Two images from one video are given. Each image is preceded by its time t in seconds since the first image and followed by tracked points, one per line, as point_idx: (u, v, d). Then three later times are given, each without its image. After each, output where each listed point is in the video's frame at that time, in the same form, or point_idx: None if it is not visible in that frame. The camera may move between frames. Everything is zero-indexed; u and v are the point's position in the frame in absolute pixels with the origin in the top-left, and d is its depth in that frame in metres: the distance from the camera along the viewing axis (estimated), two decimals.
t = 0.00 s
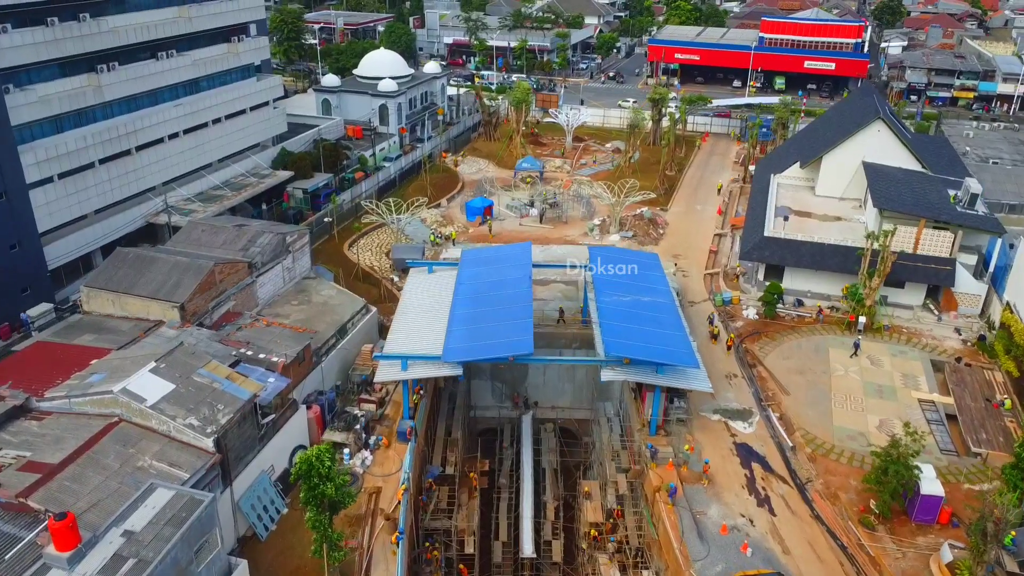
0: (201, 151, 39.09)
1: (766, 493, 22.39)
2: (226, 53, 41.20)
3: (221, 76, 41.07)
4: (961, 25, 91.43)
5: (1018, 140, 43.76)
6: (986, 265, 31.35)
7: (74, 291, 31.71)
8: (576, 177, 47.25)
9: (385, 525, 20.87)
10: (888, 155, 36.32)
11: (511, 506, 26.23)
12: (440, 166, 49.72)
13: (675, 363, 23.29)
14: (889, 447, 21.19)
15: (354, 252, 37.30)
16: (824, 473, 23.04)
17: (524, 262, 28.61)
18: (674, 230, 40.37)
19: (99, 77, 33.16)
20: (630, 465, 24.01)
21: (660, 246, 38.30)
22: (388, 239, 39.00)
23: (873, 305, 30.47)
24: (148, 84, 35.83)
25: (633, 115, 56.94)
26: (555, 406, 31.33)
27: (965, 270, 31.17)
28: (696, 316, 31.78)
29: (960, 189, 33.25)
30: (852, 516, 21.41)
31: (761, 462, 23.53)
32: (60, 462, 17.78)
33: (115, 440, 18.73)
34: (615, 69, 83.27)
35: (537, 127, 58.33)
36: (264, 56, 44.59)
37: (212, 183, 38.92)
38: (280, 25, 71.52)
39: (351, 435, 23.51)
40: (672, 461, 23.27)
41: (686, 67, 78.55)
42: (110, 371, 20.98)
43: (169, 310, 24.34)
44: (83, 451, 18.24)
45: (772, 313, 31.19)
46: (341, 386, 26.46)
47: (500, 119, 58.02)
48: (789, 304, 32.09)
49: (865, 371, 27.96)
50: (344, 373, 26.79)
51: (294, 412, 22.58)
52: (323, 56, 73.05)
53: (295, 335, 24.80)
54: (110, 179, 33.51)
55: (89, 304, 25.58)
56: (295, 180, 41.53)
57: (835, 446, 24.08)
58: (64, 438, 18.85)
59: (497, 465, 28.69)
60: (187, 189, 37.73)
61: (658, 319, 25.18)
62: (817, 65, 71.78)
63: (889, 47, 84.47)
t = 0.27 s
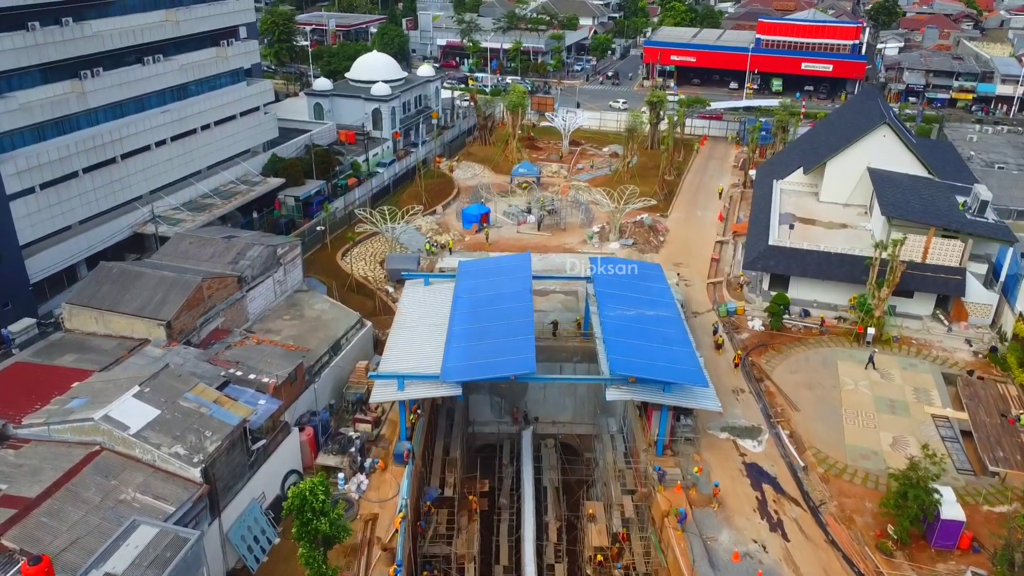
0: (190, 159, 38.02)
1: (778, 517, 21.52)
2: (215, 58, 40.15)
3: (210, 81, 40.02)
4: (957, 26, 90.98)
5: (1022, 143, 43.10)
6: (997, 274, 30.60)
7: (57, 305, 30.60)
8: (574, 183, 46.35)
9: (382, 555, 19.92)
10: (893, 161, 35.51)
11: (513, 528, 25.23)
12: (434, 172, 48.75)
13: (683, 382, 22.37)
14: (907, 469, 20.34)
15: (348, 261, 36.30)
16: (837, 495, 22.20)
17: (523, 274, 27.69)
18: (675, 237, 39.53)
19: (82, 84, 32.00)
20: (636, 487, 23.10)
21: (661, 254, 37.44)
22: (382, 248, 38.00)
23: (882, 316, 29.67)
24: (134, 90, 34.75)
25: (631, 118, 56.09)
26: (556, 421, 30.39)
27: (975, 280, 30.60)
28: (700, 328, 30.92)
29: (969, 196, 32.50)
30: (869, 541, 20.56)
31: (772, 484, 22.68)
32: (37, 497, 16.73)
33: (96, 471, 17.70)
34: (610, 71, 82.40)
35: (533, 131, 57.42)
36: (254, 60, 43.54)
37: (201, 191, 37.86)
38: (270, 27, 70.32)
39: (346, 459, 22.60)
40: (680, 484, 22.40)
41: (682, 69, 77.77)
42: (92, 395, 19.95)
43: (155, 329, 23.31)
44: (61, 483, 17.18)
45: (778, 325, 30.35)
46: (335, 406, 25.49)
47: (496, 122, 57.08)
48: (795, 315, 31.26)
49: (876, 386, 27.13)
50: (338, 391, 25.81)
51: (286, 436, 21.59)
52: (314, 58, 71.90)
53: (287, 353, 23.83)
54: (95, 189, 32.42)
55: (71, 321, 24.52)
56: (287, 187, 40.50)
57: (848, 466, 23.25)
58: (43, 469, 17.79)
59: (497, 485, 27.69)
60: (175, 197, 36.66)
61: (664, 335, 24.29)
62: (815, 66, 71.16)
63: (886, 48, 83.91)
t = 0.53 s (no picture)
0: (183, 165, 37.22)
1: (792, 537, 20.81)
2: (208, 62, 39.37)
3: (203, 85, 39.23)
4: (956, 26, 90.57)
5: None
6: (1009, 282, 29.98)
7: (46, 316, 29.75)
8: (575, 188, 45.64)
9: None
10: (901, 165, 34.82)
11: (516, 548, 24.41)
12: (432, 176, 48.00)
13: (691, 399, 21.64)
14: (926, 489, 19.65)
15: (345, 270, 35.54)
16: (852, 514, 21.50)
17: (526, 285, 26.98)
18: (679, 243, 38.84)
19: (72, 89, 31.30)
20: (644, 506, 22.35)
21: (664, 261, 36.74)
22: (380, 256, 37.25)
23: (892, 325, 29.01)
24: (125, 96, 33.97)
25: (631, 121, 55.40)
26: (559, 433, 29.58)
27: (986, 288, 29.98)
28: (706, 338, 30.22)
29: (979, 202, 31.85)
30: (887, 563, 19.86)
31: (784, 503, 21.97)
32: (19, 526, 15.91)
33: (83, 498, 16.89)
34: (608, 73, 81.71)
35: (532, 134, 56.71)
36: (248, 64, 42.74)
37: (194, 198, 37.05)
38: (265, 29, 69.43)
39: (344, 479, 21.91)
40: (689, 503, 21.68)
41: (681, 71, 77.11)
42: (79, 416, 19.15)
43: (145, 344, 22.50)
44: (46, 511, 16.34)
45: (786, 334, 29.64)
46: (332, 422, 24.73)
47: (494, 126, 56.34)
48: (803, 324, 30.56)
49: (887, 398, 26.45)
50: (336, 407, 25.04)
51: (282, 457, 20.82)
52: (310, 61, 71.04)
53: (283, 370, 23.06)
54: (85, 197, 31.62)
55: (59, 336, 23.70)
56: (282, 193, 39.71)
57: (862, 483, 22.56)
58: (26, 495, 16.95)
59: (499, 501, 26.88)
60: (168, 205, 35.85)
61: (671, 349, 23.58)
62: (815, 68, 70.59)
63: (886, 49, 83.41)
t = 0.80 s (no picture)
0: (174, 172, 36.34)
1: (805, 560, 20.10)
2: (200, 65, 38.52)
3: (195, 89, 38.35)
4: (955, 27, 90.16)
5: None
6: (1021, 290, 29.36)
7: (31, 329, 28.82)
8: (574, 192, 44.89)
9: None
10: (908, 170, 34.17)
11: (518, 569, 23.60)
12: (429, 181, 47.20)
13: (700, 416, 20.90)
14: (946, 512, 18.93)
15: (340, 278, 34.74)
16: (867, 534, 20.79)
17: (528, 296, 26.24)
18: (681, 250, 38.11)
19: (59, 95, 30.37)
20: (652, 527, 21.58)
21: (667, 269, 36.01)
22: (376, 263, 36.45)
23: (902, 335, 28.36)
24: (115, 101, 33.08)
25: (630, 124, 54.68)
26: (561, 447, 28.78)
27: (998, 296, 29.37)
28: (711, 348, 29.49)
29: (989, 208, 31.23)
30: None
31: (797, 523, 21.25)
32: None
33: (66, 528, 16.03)
34: (606, 74, 80.98)
35: (530, 138, 55.97)
36: (241, 67, 41.88)
37: (185, 206, 36.18)
38: (259, 30, 68.48)
39: (341, 502, 21.04)
40: (699, 524, 20.94)
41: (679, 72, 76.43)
42: (63, 440, 18.28)
43: (133, 361, 21.66)
44: (27, 542, 15.43)
45: (794, 345, 28.92)
46: (328, 440, 23.94)
47: (491, 129, 55.57)
48: (810, 334, 29.87)
49: (899, 411, 25.75)
50: (332, 424, 24.25)
51: (277, 479, 20.02)
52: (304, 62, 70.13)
53: (276, 387, 22.25)
54: (73, 205, 30.73)
55: (44, 352, 22.81)
56: (276, 199, 38.86)
57: (877, 501, 21.85)
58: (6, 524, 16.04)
59: (500, 519, 26.07)
60: (159, 212, 34.97)
61: (679, 363, 22.84)
62: (814, 69, 70.01)
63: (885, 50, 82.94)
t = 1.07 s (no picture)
0: (164, 178, 35.50)
1: None
2: (191, 70, 37.70)
3: (186, 94, 37.52)
4: (952, 27, 89.79)
5: None
6: None
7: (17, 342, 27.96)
8: (573, 197, 44.19)
9: None
10: (914, 175, 33.53)
11: None
12: (426, 186, 46.45)
13: (710, 434, 20.16)
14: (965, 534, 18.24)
15: (336, 287, 33.97)
16: (882, 555, 20.12)
17: (529, 307, 25.51)
18: (683, 256, 37.44)
19: (45, 101, 29.51)
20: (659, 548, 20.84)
21: (669, 276, 35.33)
22: (373, 271, 35.71)
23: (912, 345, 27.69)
24: (103, 107, 32.24)
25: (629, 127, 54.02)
26: (563, 461, 27.89)
27: (1008, 304, 28.82)
28: (716, 359, 28.80)
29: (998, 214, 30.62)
30: None
31: (809, 543, 20.55)
32: None
33: (48, 560, 15.22)
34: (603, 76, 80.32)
35: (527, 141, 55.26)
36: (233, 71, 41.06)
37: (176, 213, 35.35)
38: (252, 32, 67.63)
39: (337, 525, 20.25)
40: (708, 545, 20.21)
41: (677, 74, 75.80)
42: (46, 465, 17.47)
43: (121, 379, 20.84)
44: None
45: (801, 355, 28.24)
46: (324, 459, 23.18)
47: (488, 132, 54.84)
48: (817, 344, 29.19)
49: (911, 425, 25.09)
50: (327, 442, 23.50)
51: (270, 502, 19.24)
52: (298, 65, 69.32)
53: (270, 405, 21.47)
54: (60, 214, 29.90)
55: (28, 369, 21.98)
56: (269, 206, 38.04)
57: (891, 520, 21.18)
58: None
59: (501, 537, 25.28)
60: (149, 220, 34.14)
61: (686, 378, 22.12)
62: (813, 70, 69.47)
63: (883, 51, 82.48)
